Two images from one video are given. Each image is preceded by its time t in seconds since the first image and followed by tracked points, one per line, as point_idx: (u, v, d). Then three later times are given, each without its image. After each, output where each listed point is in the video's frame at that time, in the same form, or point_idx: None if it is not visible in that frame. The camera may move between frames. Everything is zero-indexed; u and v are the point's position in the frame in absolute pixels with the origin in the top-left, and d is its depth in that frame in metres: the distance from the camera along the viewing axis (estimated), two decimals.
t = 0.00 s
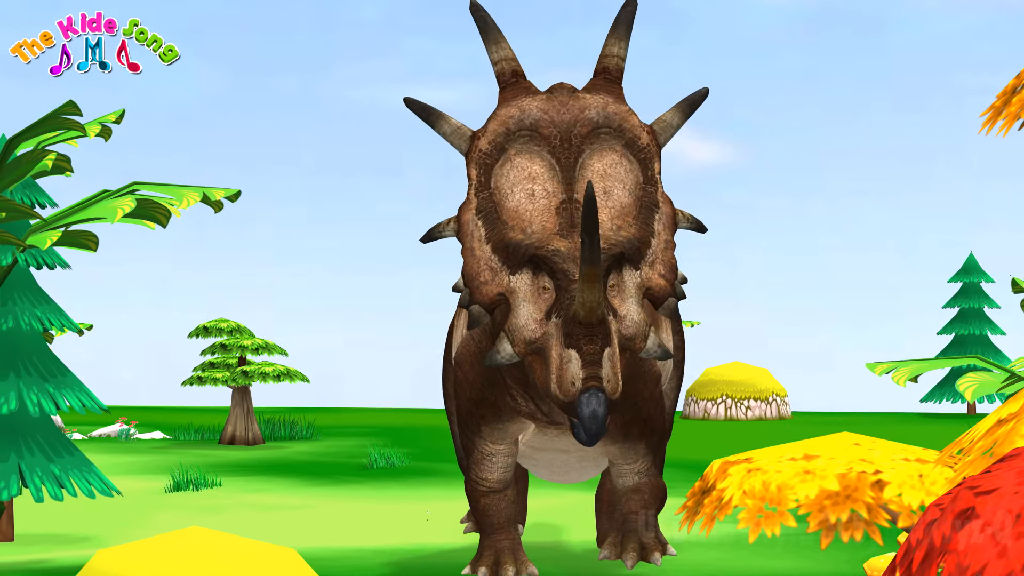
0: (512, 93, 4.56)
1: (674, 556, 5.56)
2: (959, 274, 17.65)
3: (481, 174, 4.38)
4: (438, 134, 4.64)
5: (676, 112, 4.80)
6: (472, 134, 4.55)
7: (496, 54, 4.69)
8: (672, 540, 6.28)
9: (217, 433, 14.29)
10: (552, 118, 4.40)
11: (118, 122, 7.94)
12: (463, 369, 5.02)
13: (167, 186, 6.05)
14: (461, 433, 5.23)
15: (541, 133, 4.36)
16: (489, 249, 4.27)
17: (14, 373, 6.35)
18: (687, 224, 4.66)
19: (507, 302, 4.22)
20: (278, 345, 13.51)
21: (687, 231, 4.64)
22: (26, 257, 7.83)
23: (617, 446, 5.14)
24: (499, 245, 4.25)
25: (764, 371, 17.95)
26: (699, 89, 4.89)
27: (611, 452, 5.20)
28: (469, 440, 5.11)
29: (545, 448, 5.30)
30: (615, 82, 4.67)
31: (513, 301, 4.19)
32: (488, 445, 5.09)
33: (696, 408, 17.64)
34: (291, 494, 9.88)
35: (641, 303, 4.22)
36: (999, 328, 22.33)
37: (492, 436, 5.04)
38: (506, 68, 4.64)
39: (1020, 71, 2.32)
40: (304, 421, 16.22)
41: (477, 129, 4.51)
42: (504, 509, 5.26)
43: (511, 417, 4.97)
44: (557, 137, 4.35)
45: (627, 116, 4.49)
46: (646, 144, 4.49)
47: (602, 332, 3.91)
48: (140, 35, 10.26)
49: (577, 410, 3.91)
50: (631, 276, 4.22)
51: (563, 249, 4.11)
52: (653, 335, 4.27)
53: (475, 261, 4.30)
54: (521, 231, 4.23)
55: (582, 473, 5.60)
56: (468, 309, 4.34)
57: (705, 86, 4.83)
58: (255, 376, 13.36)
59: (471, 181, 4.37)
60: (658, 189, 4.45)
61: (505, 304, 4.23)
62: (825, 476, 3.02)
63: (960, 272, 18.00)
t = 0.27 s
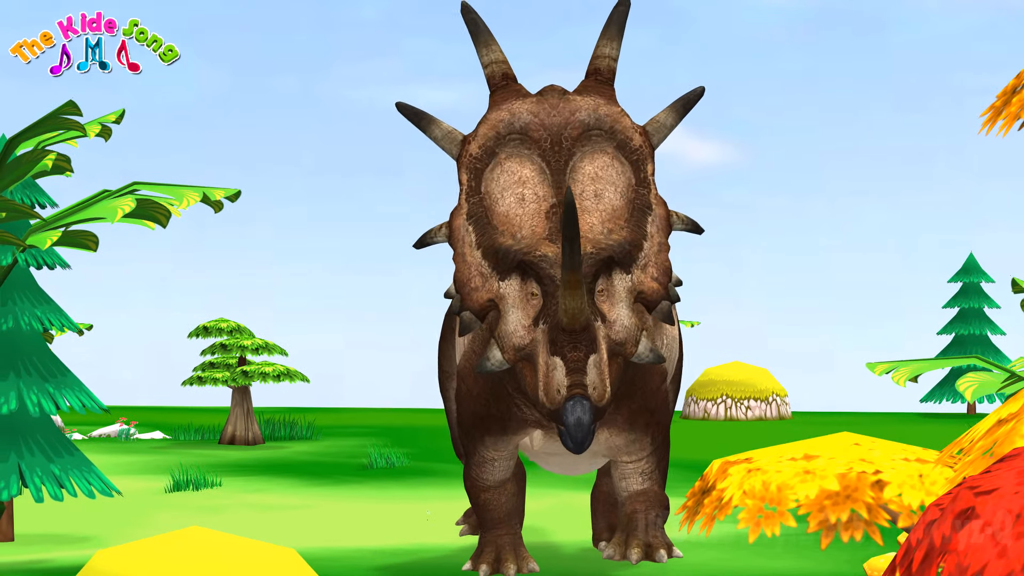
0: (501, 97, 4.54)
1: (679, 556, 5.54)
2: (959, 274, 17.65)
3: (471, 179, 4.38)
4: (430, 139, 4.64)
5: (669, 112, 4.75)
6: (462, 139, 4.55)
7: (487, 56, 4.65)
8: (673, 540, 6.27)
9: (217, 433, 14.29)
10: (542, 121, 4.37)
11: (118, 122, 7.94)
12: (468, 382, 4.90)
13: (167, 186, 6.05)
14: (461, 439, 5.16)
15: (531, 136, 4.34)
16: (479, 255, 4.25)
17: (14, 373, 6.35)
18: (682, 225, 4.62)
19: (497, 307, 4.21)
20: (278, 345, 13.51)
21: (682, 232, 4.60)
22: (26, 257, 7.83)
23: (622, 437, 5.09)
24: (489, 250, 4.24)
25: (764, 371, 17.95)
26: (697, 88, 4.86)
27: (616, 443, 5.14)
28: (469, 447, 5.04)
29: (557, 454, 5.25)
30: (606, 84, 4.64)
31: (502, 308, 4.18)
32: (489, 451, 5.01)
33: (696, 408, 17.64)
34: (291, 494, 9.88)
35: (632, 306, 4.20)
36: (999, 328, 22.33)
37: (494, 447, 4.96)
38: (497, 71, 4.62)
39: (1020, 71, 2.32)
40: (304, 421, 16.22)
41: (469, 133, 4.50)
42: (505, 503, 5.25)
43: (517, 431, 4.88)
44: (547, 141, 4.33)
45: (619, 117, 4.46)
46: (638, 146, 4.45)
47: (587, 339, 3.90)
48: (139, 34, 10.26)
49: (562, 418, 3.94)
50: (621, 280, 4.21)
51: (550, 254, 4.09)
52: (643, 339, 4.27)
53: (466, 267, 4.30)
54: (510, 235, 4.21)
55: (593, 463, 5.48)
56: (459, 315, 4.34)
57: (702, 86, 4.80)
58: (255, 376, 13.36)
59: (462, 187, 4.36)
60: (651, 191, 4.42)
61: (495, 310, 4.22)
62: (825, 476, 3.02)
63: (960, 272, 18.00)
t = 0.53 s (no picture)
0: (507, 92, 4.50)
1: None
2: (959, 274, 17.65)
3: (472, 175, 4.36)
4: (434, 129, 4.63)
5: (677, 114, 4.62)
6: (466, 132, 4.53)
7: (495, 50, 4.63)
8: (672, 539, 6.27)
9: (217, 433, 14.29)
10: (546, 120, 4.33)
11: (118, 122, 7.93)
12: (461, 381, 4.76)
13: (167, 185, 6.05)
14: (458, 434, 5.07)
15: (534, 135, 4.31)
16: (476, 253, 4.24)
17: (14, 373, 6.35)
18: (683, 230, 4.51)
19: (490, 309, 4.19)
20: (278, 345, 13.51)
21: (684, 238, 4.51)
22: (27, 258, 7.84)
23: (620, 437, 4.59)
24: (485, 249, 4.22)
25: (764, 371, 17.95)
26: (706, 91, 4.79)
27: (613, 444, 4.64)
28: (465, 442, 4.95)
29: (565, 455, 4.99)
30: (615, 84, 4.56)
31: (493, 310, 4.15)
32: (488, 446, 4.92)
33: (696, 408, 17.64)
34: (291, 494, 9.88)
35: (625, 317, 4.15)
36: (999, 328, 22.32)
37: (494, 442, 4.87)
38: (504, 65, 4.59)
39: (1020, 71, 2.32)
40: (304, 421, 16.22)
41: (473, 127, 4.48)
42: (505, 495, 5.20)
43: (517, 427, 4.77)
44: (550, 141, 4.29)
45: (624, 120, 4.40)
46: (643, 150, 4.39)
47: (572, 355, 3.83)
48: (139, 34, 10.25)
49: (542, 432, 3.90)
50: (615, 290, 4.13)
51: (542, 262, 4.01)
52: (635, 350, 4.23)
53: (462, 265, 4.29)
54: (507, 237, 4.20)
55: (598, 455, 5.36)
56: (452, 313, 4.33)
57: (712, 89, 4.69)
58: (255, 376, 13.36)
59: (462, 182, 4.35)
60: (653, 197, 4.37)
61: (487, 311, 4.20)
62: (825, 476, 3.02)
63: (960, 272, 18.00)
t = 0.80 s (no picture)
0: (510, 80, 4.32)
1: None
2: (959, 274, 17.65)
3: (475, 165, 4.20)
4: (435, 118, 4.47)
5: (683, 100, 4.48)
6: (469, 122, 4.37)
7: (496, 37, 4.45)
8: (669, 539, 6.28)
9: (217, 433, 14.29)
10: (550, 108, 4.16)
11: (118, 122, 7.93)
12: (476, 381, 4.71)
13: (167, 185, 6.04)
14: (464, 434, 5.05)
15: (538, 124, 4.13)
16: (480, 244, 4.11)
17: (14, 372, 6.35)
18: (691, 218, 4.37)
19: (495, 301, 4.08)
20: (278, 345, 13.52)
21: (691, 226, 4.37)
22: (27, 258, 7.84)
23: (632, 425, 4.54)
24: (489, 240, 4.09)
25: (764, 371, 17.95)
26: (712, 76, 4.65)
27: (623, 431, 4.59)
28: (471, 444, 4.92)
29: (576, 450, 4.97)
30: (618, 70, 4.39)
31: (499, 302, 4.04)
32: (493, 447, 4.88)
33: (696, 408, 17.64)
34: (291, 494, 9.87)
35: (632, 307, 4.06)
36: (999, 328, 22.32)
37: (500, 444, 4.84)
38: (506, 52, 4.40)
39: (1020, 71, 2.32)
40: (304, 421, 16.23)
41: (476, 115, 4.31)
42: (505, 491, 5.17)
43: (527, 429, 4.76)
44: (554, 129, 4.11)
45: (629, 106, 4.22)
46: (648, 137, 4.22)
47: (579, 347, 3.78)
48: (139, 34, 10.25)
49: (550, 426, 3.81)
50: (622, 278, 4.05)
51: (547, 253, 3.91)
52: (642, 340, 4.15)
53: (466, 256, 4.16)
54: (511, 227, 4.05)
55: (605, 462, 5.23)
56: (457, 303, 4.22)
57: (719, 76, 4.57)
58: (255, 376, 13.36)
59: (464, 172, 4.20)
60: (659, 184, 4.20)
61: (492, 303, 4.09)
62: (825, 476, 3.01)
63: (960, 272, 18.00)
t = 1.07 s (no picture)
0: (524, 71, 4.26)
1: None
2: (959, 274, 17.63)
3: (488, 154, 4.12)
4: (447, 109, 4.39)
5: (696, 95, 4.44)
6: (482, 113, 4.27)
7: (509, 28, 4.40)
8: (674, 539, 6.28)
9: (217, 433, 14.30)
10: (564, 98, 4.11)
11: (118, 122, 7.93)
12: (485, 382, 4.54)
13: (167, 184, 6.04)
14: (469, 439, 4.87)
15: (552, 114, 4.08)
16: (492, 234, 4.01)
17: (14, 373, 6.35)
18: (705, 213, 4.31)
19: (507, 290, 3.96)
20: (278, 345, 13.52)
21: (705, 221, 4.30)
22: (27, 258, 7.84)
23: (639, 424, 4.49)
24: (502, 229, 3.99)
25: (764, 371, 17.96)
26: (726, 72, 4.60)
27: (630, 429, 4.53)
28: (475, 450, 4.74)
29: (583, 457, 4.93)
30: (634, 62, 4.35)
31: (512, 290, 3.92)
32: (497, 455, 4.71)
33: (696, 408, 17.64)
34: (291, 494, 9.87)
35: (648, 297, 3.93)
36: (999, 328, 22.33)
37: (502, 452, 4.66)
38: (520, 43, 4.35)
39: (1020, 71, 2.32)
40: (304, 421, 16.22)
41: (488, 106, 4.24)
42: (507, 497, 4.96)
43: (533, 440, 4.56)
44: (568, 120, 4.07)
45: (644, 99, 4.18)
46: (662, 130, 4.17)
47: (597, 330, 3.67)
48: (139, 33, 10.25)
49: (567, 410, 3.69)
50: (637, 269, 3.92)
51: (563, 238, 3.83)
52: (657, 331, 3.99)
53: (477, 246, 4.05)
54: (525, 216, 3.96)
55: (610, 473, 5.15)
56: (467, 295, 4.09)
57: (732, 70, 4.51)
58: (255, 376, 13.35)
59: (477, 162, 4.11)
60: (674, 177, 4.13)
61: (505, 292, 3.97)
62: (825, 476, 3.01)
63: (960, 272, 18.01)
